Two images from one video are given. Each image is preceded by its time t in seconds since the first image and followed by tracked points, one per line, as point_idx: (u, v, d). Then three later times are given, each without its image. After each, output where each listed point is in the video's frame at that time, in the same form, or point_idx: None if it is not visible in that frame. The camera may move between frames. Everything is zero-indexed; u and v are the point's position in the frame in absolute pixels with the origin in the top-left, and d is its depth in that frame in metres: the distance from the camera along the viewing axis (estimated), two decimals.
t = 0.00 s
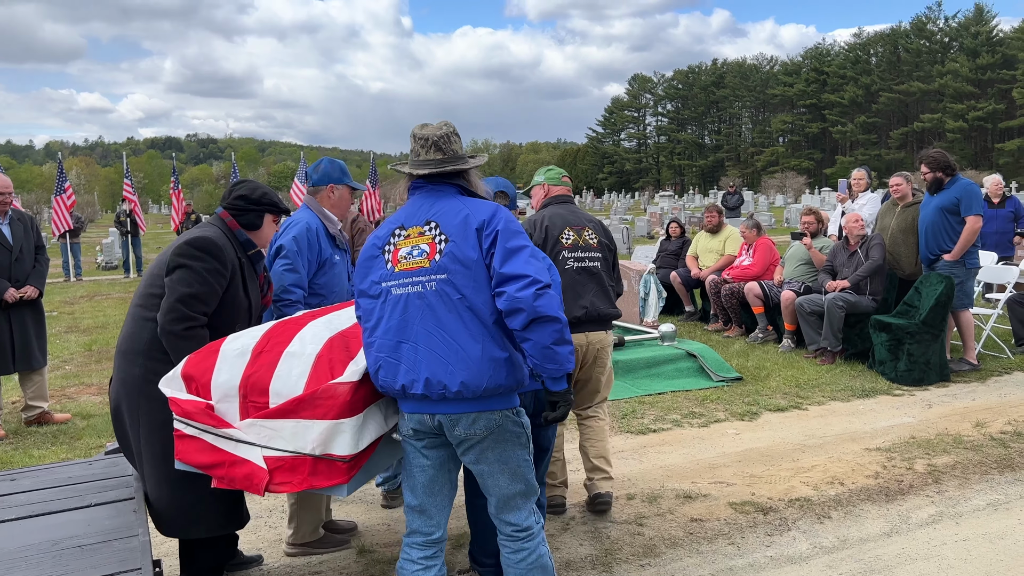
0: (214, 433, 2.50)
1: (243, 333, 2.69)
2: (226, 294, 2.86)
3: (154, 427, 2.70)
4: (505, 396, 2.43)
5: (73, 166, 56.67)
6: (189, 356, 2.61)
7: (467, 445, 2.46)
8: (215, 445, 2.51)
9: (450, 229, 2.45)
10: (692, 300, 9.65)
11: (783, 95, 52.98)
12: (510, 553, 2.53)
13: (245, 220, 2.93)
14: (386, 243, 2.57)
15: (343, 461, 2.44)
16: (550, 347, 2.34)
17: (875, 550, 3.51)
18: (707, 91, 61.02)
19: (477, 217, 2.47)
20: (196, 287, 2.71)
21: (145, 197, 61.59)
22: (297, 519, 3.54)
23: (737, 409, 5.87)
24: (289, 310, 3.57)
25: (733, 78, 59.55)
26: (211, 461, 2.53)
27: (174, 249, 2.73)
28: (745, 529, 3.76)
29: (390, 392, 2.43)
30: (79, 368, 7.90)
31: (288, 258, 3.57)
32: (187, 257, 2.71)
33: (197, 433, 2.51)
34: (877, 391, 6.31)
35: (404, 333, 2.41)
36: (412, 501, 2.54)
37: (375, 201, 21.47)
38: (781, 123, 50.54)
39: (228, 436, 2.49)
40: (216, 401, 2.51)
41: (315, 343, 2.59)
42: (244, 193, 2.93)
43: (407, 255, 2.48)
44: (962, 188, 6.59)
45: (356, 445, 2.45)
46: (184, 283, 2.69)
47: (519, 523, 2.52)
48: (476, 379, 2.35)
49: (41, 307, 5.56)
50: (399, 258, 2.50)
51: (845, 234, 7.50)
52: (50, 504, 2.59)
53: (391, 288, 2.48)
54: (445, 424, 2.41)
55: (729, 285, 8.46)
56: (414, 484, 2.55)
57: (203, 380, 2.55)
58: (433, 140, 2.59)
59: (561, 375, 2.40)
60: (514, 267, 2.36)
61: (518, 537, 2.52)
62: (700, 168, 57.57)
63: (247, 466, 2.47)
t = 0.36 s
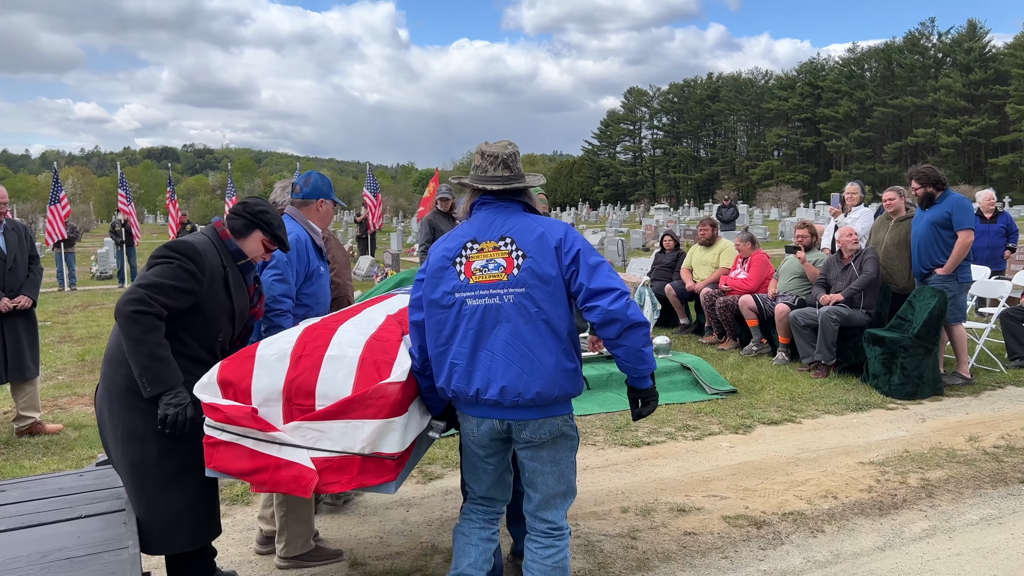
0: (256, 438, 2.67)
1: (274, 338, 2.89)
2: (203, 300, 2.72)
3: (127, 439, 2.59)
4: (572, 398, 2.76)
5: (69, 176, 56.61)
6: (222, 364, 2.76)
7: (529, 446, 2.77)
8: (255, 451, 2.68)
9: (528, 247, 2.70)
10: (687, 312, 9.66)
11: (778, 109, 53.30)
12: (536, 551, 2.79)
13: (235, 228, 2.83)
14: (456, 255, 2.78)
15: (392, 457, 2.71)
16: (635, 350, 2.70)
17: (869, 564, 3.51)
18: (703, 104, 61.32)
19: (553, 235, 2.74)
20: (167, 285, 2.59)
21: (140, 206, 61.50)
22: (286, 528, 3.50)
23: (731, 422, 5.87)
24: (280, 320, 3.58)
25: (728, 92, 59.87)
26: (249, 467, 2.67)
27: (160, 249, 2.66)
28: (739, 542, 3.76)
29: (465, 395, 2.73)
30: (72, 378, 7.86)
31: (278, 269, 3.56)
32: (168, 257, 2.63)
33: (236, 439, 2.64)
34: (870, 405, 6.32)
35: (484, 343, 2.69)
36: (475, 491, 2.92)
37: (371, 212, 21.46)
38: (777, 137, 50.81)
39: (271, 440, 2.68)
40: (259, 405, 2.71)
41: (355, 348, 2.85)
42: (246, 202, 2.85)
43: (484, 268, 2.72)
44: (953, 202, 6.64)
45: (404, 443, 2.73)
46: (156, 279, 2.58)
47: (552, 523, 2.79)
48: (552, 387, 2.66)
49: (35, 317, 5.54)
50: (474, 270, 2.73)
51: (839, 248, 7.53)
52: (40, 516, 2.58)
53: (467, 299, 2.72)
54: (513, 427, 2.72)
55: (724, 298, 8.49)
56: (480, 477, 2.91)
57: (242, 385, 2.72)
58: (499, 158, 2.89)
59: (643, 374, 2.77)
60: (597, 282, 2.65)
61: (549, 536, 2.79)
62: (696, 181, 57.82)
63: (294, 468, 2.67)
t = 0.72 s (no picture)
0: (289, 444, 2.72)
1: (298, 346, 2.96)
2: (211, 313, 2.74)
3: (120, 447, 2.57)
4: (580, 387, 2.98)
5: (67, 183, 56.61)
6: (250, 373, 2.82)
7: (540, 433, 2.95)
8: (287, 456, 2.73)
9: (538, 246, 2.95)
10: (683, 322, 9.69)
11: (775, 120, 53.52)
12: (547, 527, 2.95)
13: (232, 241, 2.81)
14: (471, 255, 2.99)
15: (421, 457, 2.86)
16: (637, 340, 2.95)
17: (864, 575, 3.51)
18: (700, 114, 61.52)
19: (561, 235, 2.99)
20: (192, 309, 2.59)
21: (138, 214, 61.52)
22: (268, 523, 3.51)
23: (727, 432, 5.87)
24: (276, 327, 3.58)
25: (725, 102, 60.09)
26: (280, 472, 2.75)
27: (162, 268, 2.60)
28: (734, 553, 3.76)
29: (482, 387, 2.90)
30: (68, 386, 7.84)
31: (274, 278, 3.57)
32: (181, 279, 2.60)
33: (269, 444, 2.71)
34: (866, 415, 6.33)
35: (500, 335, 2.90)
36: (487, 488, 3.02)
37: (369, 220, 21.49)
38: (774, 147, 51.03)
39: (304, 445, 2.73)
40: (291, 412, 2.79)
41: (380, 354, 2.95)
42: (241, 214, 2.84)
43: (497, 267, 2.95)
44: (948, 213, 6.66)
45: (432, 443, 2.88)
46: (178, 303, 2.57)
47: (559, 498, 2.98)
48: (563, 374, 2.88)
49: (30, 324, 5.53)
50: (488, 269, 2.95)
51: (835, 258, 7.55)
52: (33, 524, 2.57)
53: (484, 295, 2.93)
54: (526, 415, 2.92)
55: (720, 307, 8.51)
56: (490, 473, 3.03)
57: (273, 393, 2.79)
58: (504, 168, 3.09)
59: (638, 363, 3.04)
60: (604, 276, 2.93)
61: (557, 513, 2.97)
62: (693, 191, 58.01)
63: (328, 471, 2.74)
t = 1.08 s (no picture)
0: (312, 430, 2.78)
1: (315, 337, 2.96)
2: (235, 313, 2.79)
3: (146, 450, 2.57)
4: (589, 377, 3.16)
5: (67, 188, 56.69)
6: (271, 363, 2.83)
7: (550, 420, 3.11)
8: (309, 442, 2.79)
9: (558, 248, 3.11)
10: (683, 328, 9.70)
11: (775, 127, 53.63)
12: (543, 513, 3.13)
13: (242, 244, 2.89)
14: (493, 256, 3.10)
15: (437, 442, 2.96)
16: (645, 335, 3.13)
17: None
18: (699, 121, 61.61)
19: (576, 238, 3.18)
20: (230, 306, 2.65)
21: (138, 219, 61.55)
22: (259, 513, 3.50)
23: (725, 438, 5.88)
24: (271, 328, 3.59)
25: (725, 109, 60.23)
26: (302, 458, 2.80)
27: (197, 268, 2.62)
28: (733, 558, 3.76)
29: (507, 380, 3.01)
30: (66, 390, 7.84)
31: (268, 279, 3.60)
32: (218, 278, 2.64)
33: (292, 431, 2.76)
34: (865, 422, 6.33)
35: (524, 331, 3.02)
36: (491, 475, 3.12)
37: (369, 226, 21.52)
38: (773, 154, 51.14)
39: (326, 432, 2.79)
40: (313, 400, 2.81)
41: (396, 344, 2.99)
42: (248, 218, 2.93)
43: (520, 267, 3.07)
44: (946, 220, 6.68)
45: (448, 429, 2.99)
46: (218, 302, 2.61)
47: (557, 489, 3.15)
48: (580, 366, 3.07)
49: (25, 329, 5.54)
50: (511, 269, 3.07)
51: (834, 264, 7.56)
52: (32, 527, 2.57)
53: (508, 293, 3.05)
54: (544, 405, 3.07)
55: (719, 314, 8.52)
56: (497, 462, 3.12)
57: (296, 381, 2.81)
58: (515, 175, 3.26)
59: (647, 357, 3.17)
60: (617, 274, 3.14)
61: (554, 501, 3.14)
62: (692, 197, 58.12)
63: (350, 455, 2.82)
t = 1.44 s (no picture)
0: (317, 415, 2.88)
1: (317, 327, 3.02)
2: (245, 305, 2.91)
3: (189, 445, 2.66)
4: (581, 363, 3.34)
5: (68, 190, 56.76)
6: (279, 352, 2.91)
7: (550, 405, 3.26)
8: (314, 427, 2.88)
9: (550, 244, 3.27)
10: (683, 332, 9.71)
11: (776, 131, 53.67)
12: (542, 504, 3.19)
13: (235, 235, 2.97)
14: (490, 254, 3.20)
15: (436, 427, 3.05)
16: (630, 321, 3.33)
17: None
18: (700, 125, 61.63)
19: (564, 235, 3.35)
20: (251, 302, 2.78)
21: (139, 221, 61.61)
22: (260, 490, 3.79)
23: (725, 442, 5.88)
24: (267, 326, 3.63)
25: (725, 113, 60.28)
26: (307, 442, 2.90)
27: (218, 267, 2.71)
28: (732, 562, 3.76)
29: (510, 370, 3.13)
30: (68, 392, 7.85)
31: (263, 279, 3.61)
32: (237, 275, 2.74)
33: (299, 417, 2.86)
34: (865, 426, 6.33)
35: (525, 324, 3.15)
36: (492, 459, 3.26)
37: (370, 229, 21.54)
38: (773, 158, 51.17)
39: (331, 417, 2.88)
40: (318, 386, 2.89)
41: (395, 334, 3.06)
42: (235, 211, 2.97)
43: (516, 263, 3.20)
44: (947, 225, 6.68)
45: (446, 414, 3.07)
46: (243, 300, 2.73)
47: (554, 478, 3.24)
48: (577, 354, 3.26)
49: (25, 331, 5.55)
50: (508, 266, 3.19)
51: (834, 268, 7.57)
52: (32, 530, 2.57)
53: (507, 289, 3.16)
54: (544, 392, 3.22)
55: (719, 317, 8.53)
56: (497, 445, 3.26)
57: (302, 369, 2.89)
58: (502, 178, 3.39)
59: (630, 338, 3.39)
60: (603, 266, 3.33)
61: (553, 492, 3.22)
62: (693, 201, 58.15)
63: (354, 439, 2.89)
